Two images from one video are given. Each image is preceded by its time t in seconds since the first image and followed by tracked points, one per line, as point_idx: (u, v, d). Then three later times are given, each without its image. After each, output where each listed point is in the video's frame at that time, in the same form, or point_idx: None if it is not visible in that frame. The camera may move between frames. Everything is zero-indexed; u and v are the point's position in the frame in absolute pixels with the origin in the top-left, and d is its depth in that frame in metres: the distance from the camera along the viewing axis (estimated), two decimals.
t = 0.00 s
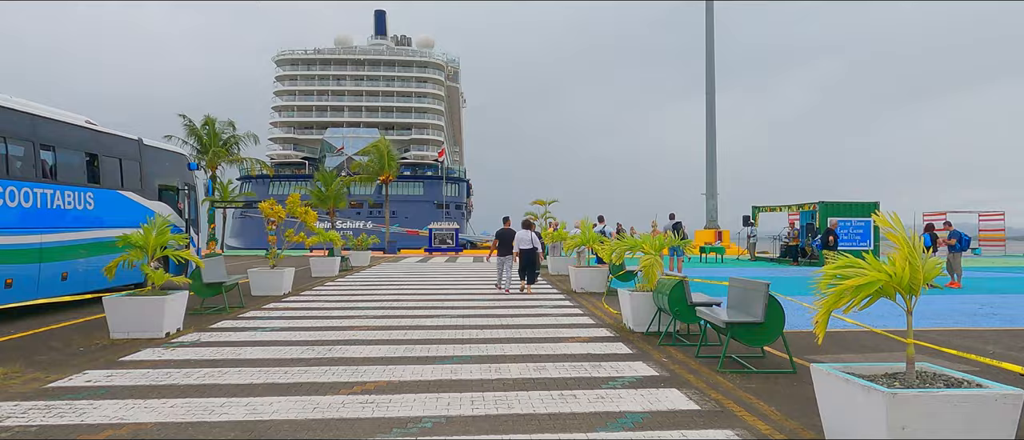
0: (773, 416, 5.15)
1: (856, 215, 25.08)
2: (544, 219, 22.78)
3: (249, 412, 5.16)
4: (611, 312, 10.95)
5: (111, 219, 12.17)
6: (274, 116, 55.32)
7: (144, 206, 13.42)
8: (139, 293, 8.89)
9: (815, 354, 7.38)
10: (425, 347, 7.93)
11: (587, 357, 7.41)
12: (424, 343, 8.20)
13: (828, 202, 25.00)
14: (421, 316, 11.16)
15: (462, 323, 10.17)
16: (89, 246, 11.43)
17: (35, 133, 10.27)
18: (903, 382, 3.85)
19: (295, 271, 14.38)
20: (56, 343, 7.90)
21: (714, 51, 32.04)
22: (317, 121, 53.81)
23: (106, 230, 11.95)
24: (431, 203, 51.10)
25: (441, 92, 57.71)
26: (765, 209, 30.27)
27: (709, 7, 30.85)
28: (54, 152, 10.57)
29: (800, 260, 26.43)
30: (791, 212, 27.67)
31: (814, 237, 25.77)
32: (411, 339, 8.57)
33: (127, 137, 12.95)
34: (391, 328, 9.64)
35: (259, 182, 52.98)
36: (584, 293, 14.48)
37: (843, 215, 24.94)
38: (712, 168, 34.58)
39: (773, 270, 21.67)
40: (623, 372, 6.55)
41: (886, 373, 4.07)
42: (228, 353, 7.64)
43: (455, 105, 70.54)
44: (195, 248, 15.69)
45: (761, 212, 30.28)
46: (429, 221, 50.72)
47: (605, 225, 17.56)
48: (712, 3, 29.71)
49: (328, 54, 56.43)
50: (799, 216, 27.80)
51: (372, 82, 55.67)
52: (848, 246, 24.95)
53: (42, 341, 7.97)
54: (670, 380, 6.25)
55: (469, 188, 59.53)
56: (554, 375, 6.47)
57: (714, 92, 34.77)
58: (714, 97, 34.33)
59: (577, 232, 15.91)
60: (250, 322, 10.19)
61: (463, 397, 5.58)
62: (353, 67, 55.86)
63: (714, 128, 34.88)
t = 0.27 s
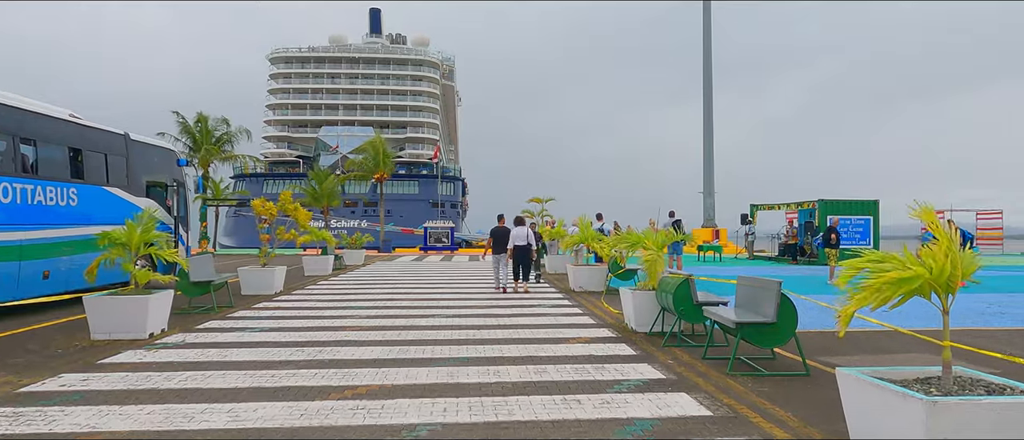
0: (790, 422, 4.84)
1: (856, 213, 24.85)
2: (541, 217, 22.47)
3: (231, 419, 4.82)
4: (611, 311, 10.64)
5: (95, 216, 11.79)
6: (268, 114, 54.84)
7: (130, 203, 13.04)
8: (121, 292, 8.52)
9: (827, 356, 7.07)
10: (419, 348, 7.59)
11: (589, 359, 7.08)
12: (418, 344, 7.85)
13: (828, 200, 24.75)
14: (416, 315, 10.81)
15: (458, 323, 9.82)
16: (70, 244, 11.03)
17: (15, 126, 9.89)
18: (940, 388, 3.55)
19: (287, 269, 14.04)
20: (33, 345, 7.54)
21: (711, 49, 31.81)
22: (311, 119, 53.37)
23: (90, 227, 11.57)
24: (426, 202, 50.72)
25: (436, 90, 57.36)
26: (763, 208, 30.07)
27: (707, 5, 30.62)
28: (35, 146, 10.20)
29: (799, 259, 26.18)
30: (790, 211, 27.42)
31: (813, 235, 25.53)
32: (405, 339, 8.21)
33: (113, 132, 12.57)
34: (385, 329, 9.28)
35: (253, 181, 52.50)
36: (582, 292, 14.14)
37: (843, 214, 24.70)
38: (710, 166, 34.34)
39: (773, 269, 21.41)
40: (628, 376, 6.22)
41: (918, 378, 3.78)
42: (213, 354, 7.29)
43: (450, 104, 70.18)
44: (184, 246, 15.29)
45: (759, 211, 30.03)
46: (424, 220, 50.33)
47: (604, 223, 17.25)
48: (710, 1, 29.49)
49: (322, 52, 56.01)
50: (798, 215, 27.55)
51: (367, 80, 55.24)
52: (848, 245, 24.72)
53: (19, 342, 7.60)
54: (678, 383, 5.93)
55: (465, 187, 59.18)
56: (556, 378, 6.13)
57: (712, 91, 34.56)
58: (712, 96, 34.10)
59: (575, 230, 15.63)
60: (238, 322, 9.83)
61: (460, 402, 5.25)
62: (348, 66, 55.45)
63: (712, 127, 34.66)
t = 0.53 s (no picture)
0: (809, 438, 4.50)
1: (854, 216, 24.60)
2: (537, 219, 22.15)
3: (206, 435, 4.45)
4: (612, 316, 10.30)
5: (77, 217, 11.38)
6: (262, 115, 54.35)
7: (114, 203, 12.64)
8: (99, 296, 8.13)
9: (840, 364, 6.74)
10: (412, 355, 7.22)
11: (591, 366, 6.73)
12: (411, 351, 7.48)
13: (827, 202, 24.49)
14: (409, 320, 10.43)
15: (452, 328, 9.45)
16: (49, 246, 10.62)
17: None
18: (987, 407, 3.25)
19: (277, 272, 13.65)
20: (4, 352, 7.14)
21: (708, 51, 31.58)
22: (305, 120, 52.92)
23: (71, 228, 11.17)
24: (421, 204, 50.34)
25: (431, 92, 57.00)
26: (761, 210, 29.81)
27: (704, 6, 30.40)
28: (12, 144, 9.79)
29: (798, 262, 25.90)
30: (789, 213, 27.13)
31: (812, 238, 25.23)
32: (397, 346, 7.84)
33: (96, 130, 12.17)
34: (376, 334, 8.91)
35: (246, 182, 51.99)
36: (580, 295, 13.78)
37: (842, 216, 24.42)
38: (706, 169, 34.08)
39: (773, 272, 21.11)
40: (633, 386, 5.87)
41: (959, 393, 3.47)
42: (194, 362, 6.90)
43: (445, 106, 69.84)
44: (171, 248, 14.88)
45: (757, 213, 29.76)
46: (418, 222, 49.93)
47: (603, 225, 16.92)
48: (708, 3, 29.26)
49: (317, 54, 55.57)
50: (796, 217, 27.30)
51: (361, 81, 54.83)
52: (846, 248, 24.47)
53: None
54: (687, 394, 5.58)
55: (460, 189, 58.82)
56: (556, 389, 5.78)
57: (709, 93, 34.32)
58: (709, 98, 33.86)
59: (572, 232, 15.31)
60: (223, 327, 9.44)
61: (455, 416, 4.88)
62: (342, 67, 55.04)
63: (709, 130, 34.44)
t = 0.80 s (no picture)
0: None
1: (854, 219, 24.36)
2: (534, 221, 21.82)
3: None
4: (611, 320, 9.97)
5: (59, 217, 11.02)
6: (258, 117, 53.92)
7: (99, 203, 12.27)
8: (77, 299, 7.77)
9: (852, 373, 6.43)
10: (403, 363, 6.88)
11: (591, 374, 6.40)
12: (402, 358, 7.15)
13: (826, 204, 24.25)
14: (402, 324, 10.11)
15: (446, 332, 9.12)
16: (30, 247, 10.27)
17: None
18: None
19: (267, 275, 13.31)
20: None
21: (707, 54, 31.39)
22: (301, 122, 52.53)
23: (52, 229, 10.81)
24: (417, 206, 50.01)
25: (427, 93, 56.68)
26: (759, 212, 29.57)
27: (703, 8, 30.18)
28: None
29: (797, 264, 25.65)
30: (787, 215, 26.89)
31: (811, 240, 24.98)
32: (388, 352, 7.52)
33: (80, 128, 11.81)
34: (366, 339, 8.58)
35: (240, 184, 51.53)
36: (578, 299, 13.45)
37: (841, 218, 24.19)
38: (703, 171, 33.84)
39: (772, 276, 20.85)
40: (636, 396, 5.55)
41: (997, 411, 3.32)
42: (173, 370, 6.56)
43: (441, 108, 69.52)
44: (158, 250, 14.51)
45: (755, 215, 29.50)
46: (414, 225, 49.58)
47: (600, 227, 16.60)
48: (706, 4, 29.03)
49: (312, 55, 55.19)
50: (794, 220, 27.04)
51: (358, 83, 54.48)
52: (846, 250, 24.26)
53: None
54: (693, 405, 5.27)
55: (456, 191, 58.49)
56: (554, 399, 5.45)
57: (707, 95, 34.08)
58: (707, 100, 33.60)
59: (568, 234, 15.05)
60: (208, 331, 9.09)
61: (445, 432, 4.54)
62: (338, 68, 54.68)
63: (707, 132, 34.22)
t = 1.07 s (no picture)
0: None
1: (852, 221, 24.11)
2: (529, 224, 21.51)
3: None
4: (608, 327, 9.65)
5: (37, 221, 10.67)
6: (251, 119, 53.48)
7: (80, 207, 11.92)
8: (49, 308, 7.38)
9: (862, 385, 6.12)
10: (391, 375, 6.53)
11: (589, 387, 6.07)
12: (390, 370, 6.80)
13: (824, 206, 24.00)
14: (392, 331, 9.75)
15: (437, 340, 8.76)
16: (5, 253, 9.91)
17: None
18: None
19: (254, 280, 12.93)
20: None
21: (704, 55, 31.15)
22: (294, 124, 52.11)
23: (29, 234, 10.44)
24: (411, 209, 49.60)
25: (422, 95, 56.30)
26: (757, 214, 29.31)
27: (700, 9, 29.94)
28: None
29: (795, 267, 25.36)
30: (785, 217, 26.61)
31: (809, 243, 24.71)
32: (376, 363, 7.17)
33: (60, 130, 11.47)
34: (354, 348, 8.23)
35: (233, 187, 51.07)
36: (574, 304, 13.10)
37: (840, 220, 23.93)
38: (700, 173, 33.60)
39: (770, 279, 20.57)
40: (636, 411, 5.22)
41: None
42: (147, 384, 6.21)
43: (437, 110, 69.16)
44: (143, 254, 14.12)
45: (752, 217, 29.23)
46: (408, 227, 49.17)
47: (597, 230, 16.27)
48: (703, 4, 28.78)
49: (306, 57, 54.80)
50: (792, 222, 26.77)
51: (352, 85, 54.09)
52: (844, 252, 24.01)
53: None
54: (697, 422, 4.94)
55: (451, 194, 58.09)
56: (549, 416, 5.12)
57: (704, 97, 33.83)
58: (704, 101, 33.36)
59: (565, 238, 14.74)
60: (190, 340, 8.73)
61: None
62: (332, 70, 54.29)
63: (704, 134, 33.98)
